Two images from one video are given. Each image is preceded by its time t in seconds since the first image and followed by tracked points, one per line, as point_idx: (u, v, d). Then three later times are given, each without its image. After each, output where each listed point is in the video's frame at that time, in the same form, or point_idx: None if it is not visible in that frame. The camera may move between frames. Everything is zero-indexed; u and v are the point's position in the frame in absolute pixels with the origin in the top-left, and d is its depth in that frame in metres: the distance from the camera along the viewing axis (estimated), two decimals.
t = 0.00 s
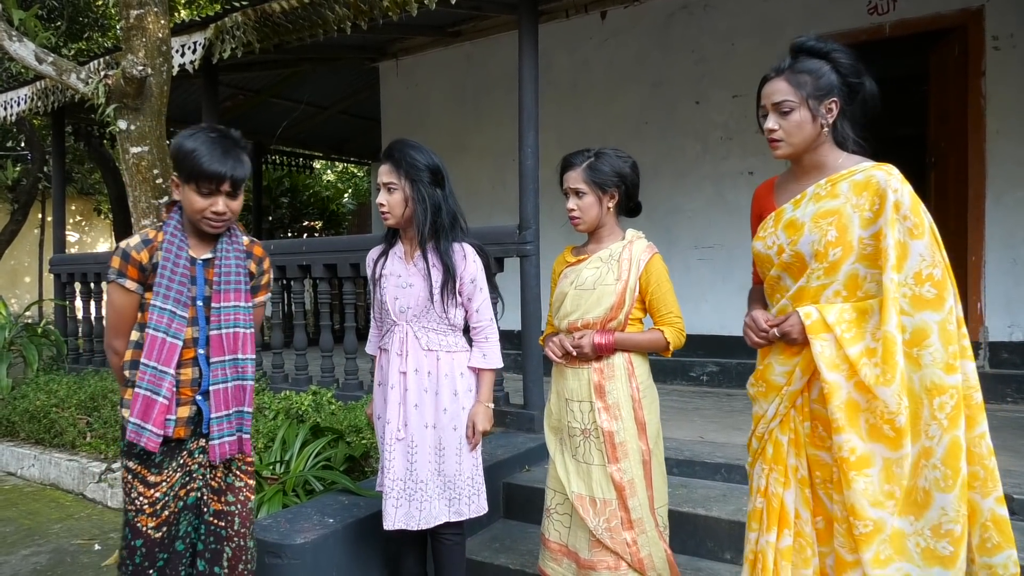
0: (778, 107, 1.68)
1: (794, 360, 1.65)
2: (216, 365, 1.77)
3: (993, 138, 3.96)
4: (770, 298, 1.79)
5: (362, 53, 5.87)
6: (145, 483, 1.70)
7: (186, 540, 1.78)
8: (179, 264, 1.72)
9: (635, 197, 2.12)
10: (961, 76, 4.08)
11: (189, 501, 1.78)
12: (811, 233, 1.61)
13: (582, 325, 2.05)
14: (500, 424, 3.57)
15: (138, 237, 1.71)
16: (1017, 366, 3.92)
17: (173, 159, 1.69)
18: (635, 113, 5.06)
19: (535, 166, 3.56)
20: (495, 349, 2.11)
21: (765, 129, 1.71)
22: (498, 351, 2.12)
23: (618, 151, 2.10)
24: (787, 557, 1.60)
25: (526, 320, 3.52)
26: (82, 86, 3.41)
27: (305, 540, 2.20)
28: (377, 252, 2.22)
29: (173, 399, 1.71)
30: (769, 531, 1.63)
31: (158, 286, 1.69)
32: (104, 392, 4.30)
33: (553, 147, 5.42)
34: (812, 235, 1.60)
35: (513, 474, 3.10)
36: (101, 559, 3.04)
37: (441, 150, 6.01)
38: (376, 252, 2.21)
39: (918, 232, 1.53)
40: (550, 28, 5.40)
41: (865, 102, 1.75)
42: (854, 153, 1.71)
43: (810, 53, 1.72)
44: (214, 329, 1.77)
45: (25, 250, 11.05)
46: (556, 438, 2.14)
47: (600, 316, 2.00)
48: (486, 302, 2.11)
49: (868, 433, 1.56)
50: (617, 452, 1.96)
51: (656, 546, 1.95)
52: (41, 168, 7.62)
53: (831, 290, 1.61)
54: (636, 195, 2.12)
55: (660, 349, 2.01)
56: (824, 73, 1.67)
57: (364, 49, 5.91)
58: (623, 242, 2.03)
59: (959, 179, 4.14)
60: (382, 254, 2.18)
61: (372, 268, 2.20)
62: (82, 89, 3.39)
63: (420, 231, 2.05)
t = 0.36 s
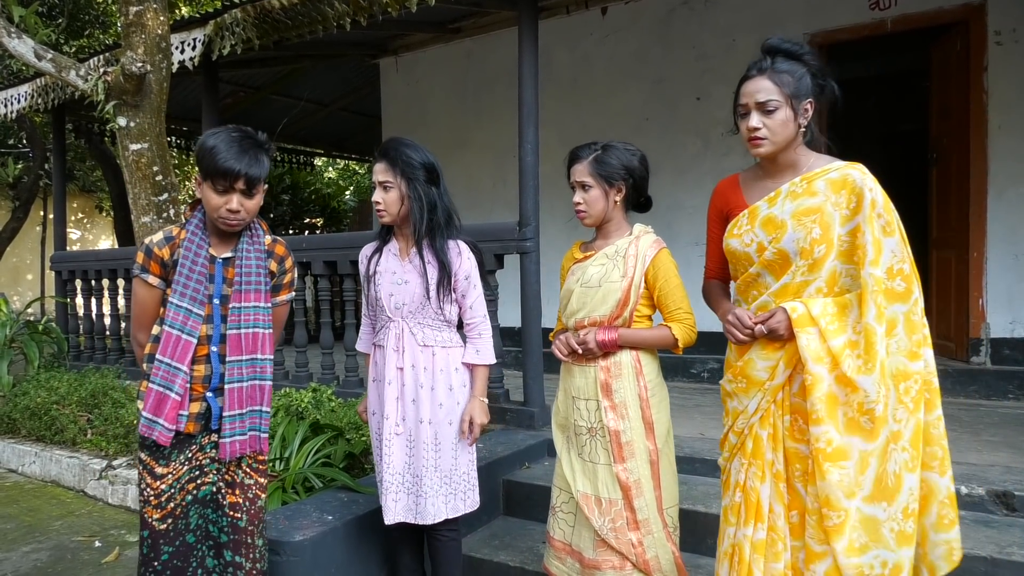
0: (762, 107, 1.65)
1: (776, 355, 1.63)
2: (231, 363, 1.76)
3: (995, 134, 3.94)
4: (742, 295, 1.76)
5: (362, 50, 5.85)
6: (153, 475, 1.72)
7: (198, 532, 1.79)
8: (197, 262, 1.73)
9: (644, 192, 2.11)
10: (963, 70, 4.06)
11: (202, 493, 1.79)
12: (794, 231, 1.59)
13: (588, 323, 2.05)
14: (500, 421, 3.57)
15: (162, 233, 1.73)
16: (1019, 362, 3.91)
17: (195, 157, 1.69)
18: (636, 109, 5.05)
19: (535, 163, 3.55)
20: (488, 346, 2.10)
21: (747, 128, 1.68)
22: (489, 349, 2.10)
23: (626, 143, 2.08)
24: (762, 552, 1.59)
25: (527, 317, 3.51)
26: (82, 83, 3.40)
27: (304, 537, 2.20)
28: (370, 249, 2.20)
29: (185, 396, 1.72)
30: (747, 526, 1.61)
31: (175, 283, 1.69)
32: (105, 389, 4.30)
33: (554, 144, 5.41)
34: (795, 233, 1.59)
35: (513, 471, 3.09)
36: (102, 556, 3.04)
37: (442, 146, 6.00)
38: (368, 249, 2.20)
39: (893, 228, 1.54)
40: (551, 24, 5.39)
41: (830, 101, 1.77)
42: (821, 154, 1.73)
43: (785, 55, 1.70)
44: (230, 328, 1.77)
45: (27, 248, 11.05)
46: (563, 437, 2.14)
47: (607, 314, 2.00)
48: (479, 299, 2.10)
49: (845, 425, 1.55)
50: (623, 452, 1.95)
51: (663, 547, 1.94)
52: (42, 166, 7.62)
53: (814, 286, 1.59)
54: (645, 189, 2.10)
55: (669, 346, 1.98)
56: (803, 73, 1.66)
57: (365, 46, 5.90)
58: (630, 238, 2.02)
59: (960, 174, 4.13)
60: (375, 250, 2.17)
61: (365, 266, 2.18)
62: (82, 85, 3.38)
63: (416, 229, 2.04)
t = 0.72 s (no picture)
0: (755, 105, 1.64)
1: (770, 352, 1.63)
2: (233, 362, 1.76)
3: (993, 133, 3.94)
4: (734, 292, 1.76)
5: (361, 48, 5.85)
6: (153, 473, 1.73)
7: (202, 531, 1.79)
8: (198, 259, 1.73)
9: (652, 189, 2.11)
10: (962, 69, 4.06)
11: (205, 492, 1.79)
12: (786, 229, 1.59)
13: (596, 322, 2.04)
14: (498, 419, 3.57)
15: (163, 232, 1.74)
16: (1016, 361, 3.92)
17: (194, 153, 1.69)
18: (635, 108, 5.05)
19: (533, 162, 3.55)
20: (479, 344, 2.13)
21: (740, 126, 1.67)
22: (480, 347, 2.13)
23: (633, 140, 2.08)
24: (761, 548, 1.59)
25: (525, 316, 3.51)
26: (80, 81, 3.40)
27: (301, 535, 2.20)
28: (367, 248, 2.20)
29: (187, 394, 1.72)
30: (746, 523, 1.61)
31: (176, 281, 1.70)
32: (103, 388, 4.29)
33: (553, 143, 5.41)
34: (788, 231, 1.59)
35: (511, 470, 3.09)
36: (100, 554, 3.04)
37: (440, 145, 6.00)
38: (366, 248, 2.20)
39: (883, 225, 1.55)
40: (550, 23, 5.39)
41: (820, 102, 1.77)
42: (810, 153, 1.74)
43: (777, 56, 1.69)
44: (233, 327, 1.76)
45: (25, 247, 11.04)
46: (570, 436, 2.14)
47: (614, 314, 1.99)
48: (473, 298, 2.12)
49: (840, 420, 1.56)
50: (629, 453, 1.95)
51: (669, 550, 1.93)
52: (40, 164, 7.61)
53: (806, 283, 1.59)
54: (653, 186, 2.10)
55: (683, 344, 1.97)
56: (795, 73, 1.67)
57: (364, 45, 5.89)
58: (637, 235, 2.02)
59: (959, 173, 4.13)
60: (371, 250, 2.16)
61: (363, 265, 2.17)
62: (80, 83, 3.38)
63: (416, 229, 2.04)
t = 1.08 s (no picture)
0: (757, 101, 1.65)
1: (772, 348, 1.63)
2: (230, 360, 1.76)
3: (991, 130, 3.95)
4: (737, 289, 1.76)
5: (360, 46, 5.84)
6: (152, 480, 1.71)
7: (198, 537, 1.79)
8: (177, 262, 1.71)
9: (655, 186, 2.10)
10: (960, 67, 4.06)
11: (200, 497, 1.79)
12: (786, 224, 1.59)
13: (596, 319, 2.05)
14: (497, 418, 3.57)
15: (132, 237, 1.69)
16: (1013, 358, 3.93)
17: (171, 148, 1.67)
18: (633, 106, 5.05)
19: (532, 160, 3.55)
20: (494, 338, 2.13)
21: (741, 121, 1.67)
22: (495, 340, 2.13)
23: (635, 138, 2.07)
24: (768, 544, 1.59)
25: (523, 313, 3.50)
26: (77, 80, 3.41)
27: (301, 533, 2.19)
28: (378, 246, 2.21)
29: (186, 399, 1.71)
30: (751, 519, 1.61)
31: (159, 287, 1.67)
32: (101, 386, 4.29)
33: (551, 141, 5.41)
34: (788, 226, 1.59)
35: (510, 468, 3.09)
36: (99, 553, 3.04)
37: (438, 143, 6.00)
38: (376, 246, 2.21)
39: (884, 220, 1.55)
40: (548, 21, 5.38)
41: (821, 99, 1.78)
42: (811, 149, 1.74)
43: (778, 52, 1.70)
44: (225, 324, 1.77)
45: (23, 246, 11.02)
46: (571, 434, 2.14)
47: (615, 310, 2.00)
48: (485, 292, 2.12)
49: (841, 415, 1.57)
50: (629, 450, 1.95)
51: (670, 549, 1.92)
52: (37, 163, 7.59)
53: (808, 279, 1.60)
54: (655, 184, 2.10)
55: (682, 343, 1.96)
56: (796, 70, 1.67)
57: (362, 43, 5.89)
58: (638, 233, 2.02)
59: (956, 171, 4.14)
60: (383, 247, 2.18)
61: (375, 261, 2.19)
62: (77, 82, 3.39)
63: (429, 224, 2.05)
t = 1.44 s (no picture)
0: (757, 100, 1.65)
1: (773, 348, 1.64)
2: (227, 355, 1.77)
3: (988, 130, 3.96)
4: (738, 290, 1.77)
5: (358, 47, 5.85)
6: (163, 487, 1.69)
7: (204, 539, 1.79)
8: (170, 263, 1.68)
9: (647, 186, 2.11)
10: (957, 66, 4.08)
11: (207, 499, 1.78)
12: (787, 225, 1.60)
13: (590, 317, 2.06)
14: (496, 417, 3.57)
15: (115, 238, 1.61)
16: (1010, 357, 3.94)
17: (167, 143, 1.64)
18: (631, 106, 5.05)
19: (530, 160, 3.55)
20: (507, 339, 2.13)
21: (741, 119, 1.68)
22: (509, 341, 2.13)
23: (629, 138, 2.08)
24: (770, 543, 1.59)
25: (522, 313, 3.50)
26: (75, 80, 3.41)
27: (302, 533, 2.20)
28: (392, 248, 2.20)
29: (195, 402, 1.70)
30: (753, 518, 1.62)
31: (156, 292, 1.63)
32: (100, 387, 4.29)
33: (549, 141, 5.41)
34: (790, 227, 1.60)
35: (509, 468, 3.10)
36: (98, 554, 3.04)
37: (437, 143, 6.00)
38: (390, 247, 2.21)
39: (884, 221, 1.56)
40: (546, 21, 5.39)
41: (820, 100, 1.79)
42: (811, 149, 1.75)
43: (778, 53, 1.70)
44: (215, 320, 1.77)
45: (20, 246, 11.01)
46: (563, 432, 2.15)
47: (610, 309, 2.00)
48: (497, 292, 2.12)
49: (841, 414, 1.58)
50: (624, 446, 1.96)
51: (663, 544, 1.94)
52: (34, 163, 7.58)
53: (808, 279, 1.61)
54: (648, 184, 2.11)
55: (675, 342, 1.97)
56: (796, 69, 1.68)
57: (360, 43, 5.89)
58: (633, 233, 2.03)
59: (953, 170, 4.15)
60: (397, 250, 2.17)
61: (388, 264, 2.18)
62: (75, 82, 3.39)
63: (449, 223, 2.07)
